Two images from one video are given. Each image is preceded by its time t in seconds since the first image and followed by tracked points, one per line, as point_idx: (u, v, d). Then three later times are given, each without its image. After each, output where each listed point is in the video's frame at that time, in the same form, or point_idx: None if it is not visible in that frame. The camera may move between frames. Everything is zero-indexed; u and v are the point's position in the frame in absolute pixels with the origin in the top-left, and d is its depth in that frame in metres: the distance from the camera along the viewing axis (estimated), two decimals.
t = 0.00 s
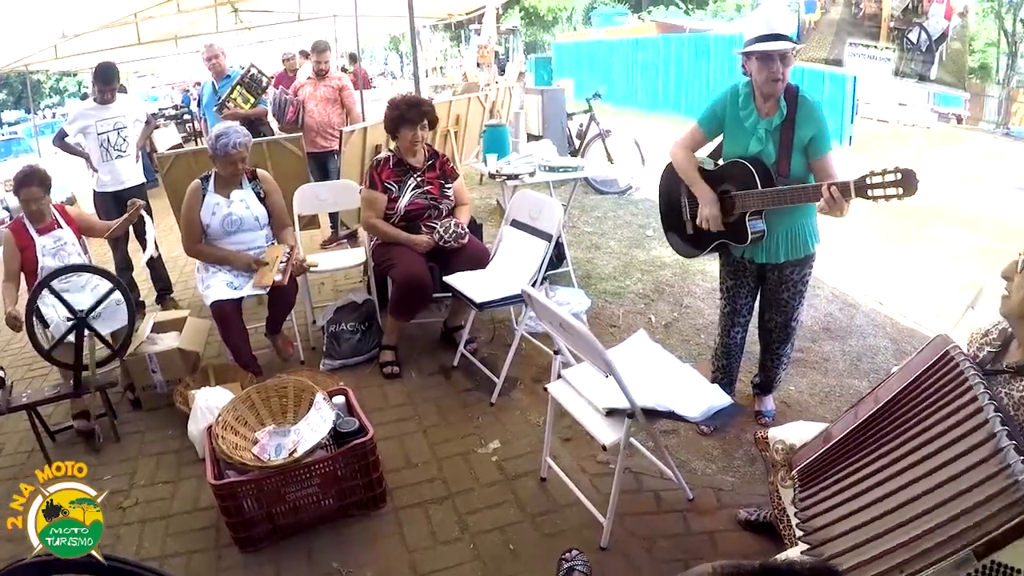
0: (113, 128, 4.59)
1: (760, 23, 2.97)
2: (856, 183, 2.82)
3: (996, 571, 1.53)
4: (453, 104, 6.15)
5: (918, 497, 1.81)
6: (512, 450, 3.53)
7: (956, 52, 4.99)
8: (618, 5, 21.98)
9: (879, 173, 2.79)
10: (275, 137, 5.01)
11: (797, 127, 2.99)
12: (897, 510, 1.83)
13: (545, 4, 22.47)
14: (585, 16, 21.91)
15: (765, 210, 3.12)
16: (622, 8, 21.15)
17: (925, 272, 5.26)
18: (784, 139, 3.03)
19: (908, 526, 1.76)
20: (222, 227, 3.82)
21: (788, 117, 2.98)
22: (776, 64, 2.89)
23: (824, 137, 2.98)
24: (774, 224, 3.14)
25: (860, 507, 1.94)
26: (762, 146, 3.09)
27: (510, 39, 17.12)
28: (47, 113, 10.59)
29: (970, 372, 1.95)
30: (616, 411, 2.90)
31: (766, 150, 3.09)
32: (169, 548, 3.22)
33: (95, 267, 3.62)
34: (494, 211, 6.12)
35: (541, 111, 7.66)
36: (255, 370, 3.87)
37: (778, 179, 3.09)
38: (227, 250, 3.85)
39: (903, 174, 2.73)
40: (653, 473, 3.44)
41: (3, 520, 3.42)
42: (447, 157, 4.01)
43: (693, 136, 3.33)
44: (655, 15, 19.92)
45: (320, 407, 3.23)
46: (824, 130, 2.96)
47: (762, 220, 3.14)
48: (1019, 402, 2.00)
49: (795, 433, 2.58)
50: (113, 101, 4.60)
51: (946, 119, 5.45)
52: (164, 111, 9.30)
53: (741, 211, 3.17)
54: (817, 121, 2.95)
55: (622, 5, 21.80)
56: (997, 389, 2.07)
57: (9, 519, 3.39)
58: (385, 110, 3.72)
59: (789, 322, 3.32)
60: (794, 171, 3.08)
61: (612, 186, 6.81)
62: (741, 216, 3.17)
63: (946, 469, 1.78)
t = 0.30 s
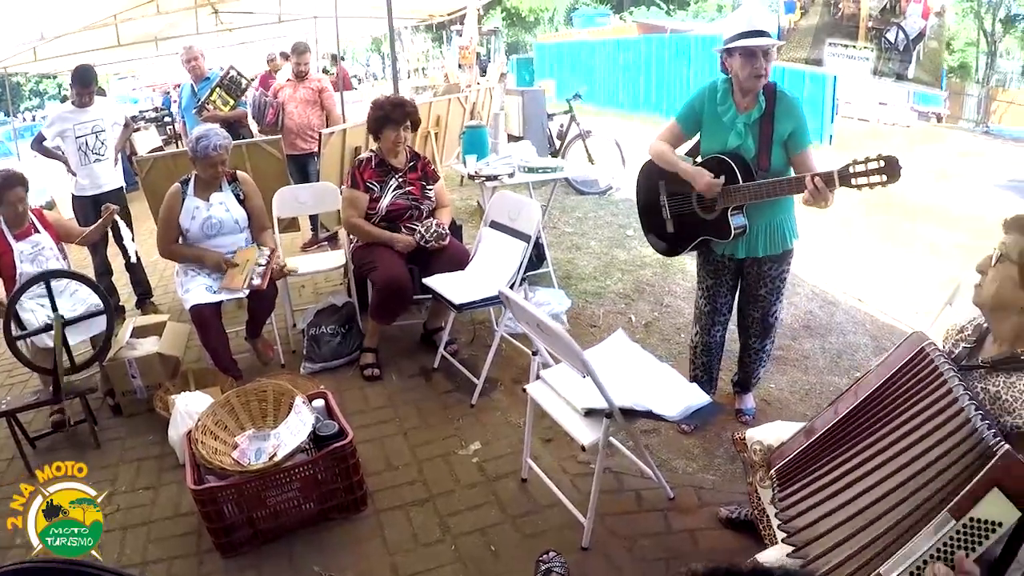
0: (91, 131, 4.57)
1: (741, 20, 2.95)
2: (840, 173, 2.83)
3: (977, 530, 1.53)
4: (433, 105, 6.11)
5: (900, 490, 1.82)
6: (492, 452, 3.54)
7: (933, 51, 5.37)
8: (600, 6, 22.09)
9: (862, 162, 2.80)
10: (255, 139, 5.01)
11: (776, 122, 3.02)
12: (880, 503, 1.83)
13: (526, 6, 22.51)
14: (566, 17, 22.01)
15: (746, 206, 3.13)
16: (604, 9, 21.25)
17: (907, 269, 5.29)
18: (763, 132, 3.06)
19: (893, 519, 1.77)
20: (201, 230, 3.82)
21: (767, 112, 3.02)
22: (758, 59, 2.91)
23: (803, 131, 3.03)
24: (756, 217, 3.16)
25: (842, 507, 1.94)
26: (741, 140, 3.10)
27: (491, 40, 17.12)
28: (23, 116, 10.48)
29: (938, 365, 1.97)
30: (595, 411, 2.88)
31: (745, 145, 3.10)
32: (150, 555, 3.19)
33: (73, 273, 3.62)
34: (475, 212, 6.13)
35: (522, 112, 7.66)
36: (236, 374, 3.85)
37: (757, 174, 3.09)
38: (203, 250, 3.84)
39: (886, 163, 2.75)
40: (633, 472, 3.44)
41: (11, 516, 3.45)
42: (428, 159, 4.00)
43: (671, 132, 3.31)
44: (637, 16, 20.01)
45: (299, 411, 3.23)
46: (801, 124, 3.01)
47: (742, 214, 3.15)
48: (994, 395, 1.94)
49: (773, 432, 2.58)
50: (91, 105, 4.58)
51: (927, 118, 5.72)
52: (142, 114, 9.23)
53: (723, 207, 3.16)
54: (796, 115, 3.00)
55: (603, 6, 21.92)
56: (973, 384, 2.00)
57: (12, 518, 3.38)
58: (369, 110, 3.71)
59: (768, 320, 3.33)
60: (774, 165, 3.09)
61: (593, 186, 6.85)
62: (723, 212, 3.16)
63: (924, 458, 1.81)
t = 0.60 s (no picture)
0: (66, 136, 4.53)
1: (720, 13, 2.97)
2: (822, 168, 2.79)
3: (951, 498, 1.53)
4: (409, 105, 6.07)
5: (876, 472, 1.82)
6: (472, 453, 3.53)
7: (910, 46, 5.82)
8: (580, 5, 22.13)
9: (844, 157, 2.76)
10: (231, 143, 5.00)
11: (756, 118, 3.01)
12: (858, 484, 1.84)
13: (505, 5, 22.40)
14: (546, 16, 22.04)
15: (725, 202, 3.10)
16: (583, 8, 21.31)
17: (887, 263, 5.32)
18: (743, 129, 3.04)
19: (873, 501, 1.77)
20: (176, 234, 3.79)
21: (746, 108, 3.00)
22: (739, 52, 2.91)
23: (781, 128, 3.02)
24: (735, 215, 3.14)
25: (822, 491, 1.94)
26: (722, 137, 3.08)
27: (470, 40, 17.07)
28: None
29: (916, 356, 1.97)
30: (573, 410, 2.86)
31: (726, 141, 3.09)
32: (129, 564, 3.15)
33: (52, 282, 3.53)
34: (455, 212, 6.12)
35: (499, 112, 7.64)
36: (214, 380, 3.82)
37: (738, 170, 3.08)
38: (180, 254, 3.81)
39: (868, 157, 2.71)
40: (613, 471, 3.44)
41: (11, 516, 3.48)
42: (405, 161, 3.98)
43: (650, 130, 3.28)
44: (616, 14, 20.08)
45: (277, 416, 3.20)
46: (780, 121, 3.01)
47: (721, 212, 3.13)
48: (973, 392, 1.94)
49: (753, 431, 2.65)
50: (65, 110, 4.54)
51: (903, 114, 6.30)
52: (118, 118, 9.12)
53: (703, 205, 3.14)
54: (774, 112, 3.00)
55: (584, 5, 21.98)
56: (952, 381, 2.00)
57: (12, 518, 3.45)
58: (347, 109, 3.70)
59: (748, 317, 3.31)
60: (754, 162, 3.08)
61: (571, 184, 6.88)
62: (704, 208, 3.13)
63: (900, 437, 1.81)
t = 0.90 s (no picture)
0: (42, 138, 4.48)
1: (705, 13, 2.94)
2: (805, 170, 2.75)
3: (925, 480, 1.55)
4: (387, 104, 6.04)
5: (854, 462, 1.83)
6: (453, 453, 3.52)
7: (890, 43, 5.82)
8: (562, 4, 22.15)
9: (827, 160, 2.74)
10: (209, 143, 4.96)
11: (738, 118, 2.97)
12: (840, 474, 1.85)
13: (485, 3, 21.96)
14: (527, 14, 22.02)
15: (706, 202, 3.07)
16: (564, 7, 21.34)
17: (870, 263, 5.31)
18: (725, 129, 3.01)
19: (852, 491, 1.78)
20: (154, 237, 3.76)
21: (729, 108, 2.97)
22: (723, 53, 2.87)
23: (764, 128, 2.99)
24: (715, 215, 3.09)
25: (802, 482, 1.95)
26: (704, 137, 3.04)
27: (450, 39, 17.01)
28: None
29: (897, 348, 1.98)
30: (552, 410, 2.84)
31: (708, 141, 3.05)
32: (107, 571, 3.11)
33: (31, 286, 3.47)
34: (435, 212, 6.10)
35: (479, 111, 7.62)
36: (194, 383, 3.79)
37: (720, 170, 3.05)
38: (155, 254, 3.78)
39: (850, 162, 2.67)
40: (595, 469, 3.43)
41: (11, 516, 3.45)
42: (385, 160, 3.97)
43: (631, 128, 3.23)
44: (597, 12, 20.14)
45: (256, 417, 3.16)
46: (762, 121, 2.98)
47: (701, 211, 3.09)
48: (953, 388, 1.94)
49: (734, 426, 2.64)
50: (41, 111, 4.49)
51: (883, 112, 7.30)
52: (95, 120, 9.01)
53: (684, 204, 3.10)
54: (758, 112, 2.96)
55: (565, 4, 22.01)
56: (932, 377, 2.02)
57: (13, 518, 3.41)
58: (328, 109, 3.67)
59: (731, 315, 3.24)
60: (736, 161, 3.05)
61: (551, 181, 6.90)
62: (684, 207, 3.09)
63: (880, 427, 1.82)
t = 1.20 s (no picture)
0: (21, 139, 4.44)
1: (679, 8, 2.91)
2: (778, 168, 2.75)
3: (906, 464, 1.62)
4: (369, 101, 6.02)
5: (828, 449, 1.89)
6: (436, 452, 3.52)
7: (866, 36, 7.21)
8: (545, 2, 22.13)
9: (801, 156, 2.72)
10: (189, 143, 4.92)
11: (715, 115, 2.96)
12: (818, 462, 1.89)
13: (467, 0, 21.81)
14: (510, 12, 21.97)
15: (686, 199, 3.05)
16: (547, 5, 21.34)
17: (852, 258, 5.34)
18: (702, 127, 3.00)
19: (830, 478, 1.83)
20: (133, 237, 3.73)
21: (706, 105, 2.96)
22: (699, 51, 2.85)
23: (742, 123, 2.97)
24: (696, 212, 3.07)
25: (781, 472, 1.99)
26: (681, 135, 3.04)
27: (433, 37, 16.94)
28: None
29: (876, 342, 1.97)
30: (533, 407, 2.82)
31: (685, 138, 3.04)
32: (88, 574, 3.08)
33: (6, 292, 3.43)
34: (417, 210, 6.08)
35: (461, 108, 7.62)
36: (175, 384, 3.76)
37: (697, 168, 3.05)
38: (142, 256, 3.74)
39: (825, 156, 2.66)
40: (578, 466, 3.43)
41: (11, 516, 3.42)
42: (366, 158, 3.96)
43: (608, 127, 3.24)
44: (579, 10, 20.16)
45: (237, 419, 3.13)
46: (741, 117, 2.96)
47: (683, 207, 3.07)
48: (934, 382, 1.96)
49: (715, 422, 2.65)
50: (20, 112, 4.45)
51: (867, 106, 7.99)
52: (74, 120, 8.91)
53: (662, 201, 3.09)
54: (736, 108, 2.95)
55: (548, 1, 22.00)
56: (914, 372, 2.03)
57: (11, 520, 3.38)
58: (308, 107, 3.65)
59: (712, 310, 3.24)
60: (713, 158, 3.05)
61: (534, 179, 6.91)
62: (663, 205, 3.08)
63: (855, 415, 1.87)
